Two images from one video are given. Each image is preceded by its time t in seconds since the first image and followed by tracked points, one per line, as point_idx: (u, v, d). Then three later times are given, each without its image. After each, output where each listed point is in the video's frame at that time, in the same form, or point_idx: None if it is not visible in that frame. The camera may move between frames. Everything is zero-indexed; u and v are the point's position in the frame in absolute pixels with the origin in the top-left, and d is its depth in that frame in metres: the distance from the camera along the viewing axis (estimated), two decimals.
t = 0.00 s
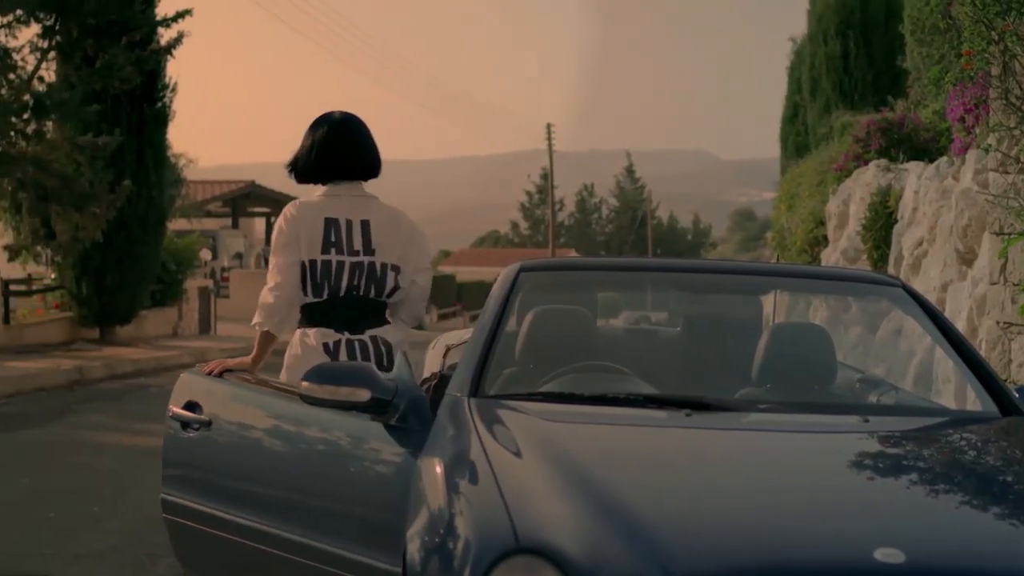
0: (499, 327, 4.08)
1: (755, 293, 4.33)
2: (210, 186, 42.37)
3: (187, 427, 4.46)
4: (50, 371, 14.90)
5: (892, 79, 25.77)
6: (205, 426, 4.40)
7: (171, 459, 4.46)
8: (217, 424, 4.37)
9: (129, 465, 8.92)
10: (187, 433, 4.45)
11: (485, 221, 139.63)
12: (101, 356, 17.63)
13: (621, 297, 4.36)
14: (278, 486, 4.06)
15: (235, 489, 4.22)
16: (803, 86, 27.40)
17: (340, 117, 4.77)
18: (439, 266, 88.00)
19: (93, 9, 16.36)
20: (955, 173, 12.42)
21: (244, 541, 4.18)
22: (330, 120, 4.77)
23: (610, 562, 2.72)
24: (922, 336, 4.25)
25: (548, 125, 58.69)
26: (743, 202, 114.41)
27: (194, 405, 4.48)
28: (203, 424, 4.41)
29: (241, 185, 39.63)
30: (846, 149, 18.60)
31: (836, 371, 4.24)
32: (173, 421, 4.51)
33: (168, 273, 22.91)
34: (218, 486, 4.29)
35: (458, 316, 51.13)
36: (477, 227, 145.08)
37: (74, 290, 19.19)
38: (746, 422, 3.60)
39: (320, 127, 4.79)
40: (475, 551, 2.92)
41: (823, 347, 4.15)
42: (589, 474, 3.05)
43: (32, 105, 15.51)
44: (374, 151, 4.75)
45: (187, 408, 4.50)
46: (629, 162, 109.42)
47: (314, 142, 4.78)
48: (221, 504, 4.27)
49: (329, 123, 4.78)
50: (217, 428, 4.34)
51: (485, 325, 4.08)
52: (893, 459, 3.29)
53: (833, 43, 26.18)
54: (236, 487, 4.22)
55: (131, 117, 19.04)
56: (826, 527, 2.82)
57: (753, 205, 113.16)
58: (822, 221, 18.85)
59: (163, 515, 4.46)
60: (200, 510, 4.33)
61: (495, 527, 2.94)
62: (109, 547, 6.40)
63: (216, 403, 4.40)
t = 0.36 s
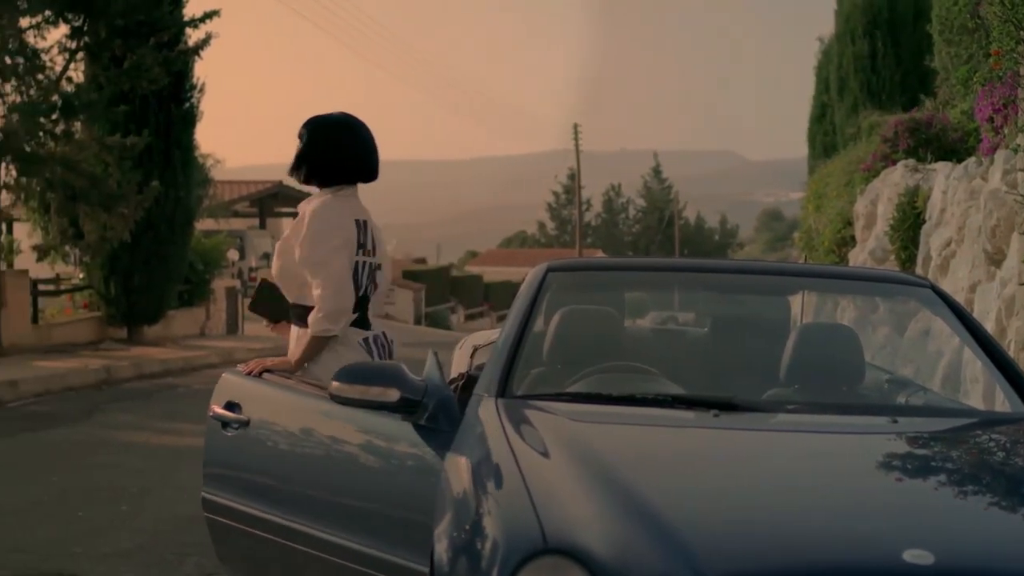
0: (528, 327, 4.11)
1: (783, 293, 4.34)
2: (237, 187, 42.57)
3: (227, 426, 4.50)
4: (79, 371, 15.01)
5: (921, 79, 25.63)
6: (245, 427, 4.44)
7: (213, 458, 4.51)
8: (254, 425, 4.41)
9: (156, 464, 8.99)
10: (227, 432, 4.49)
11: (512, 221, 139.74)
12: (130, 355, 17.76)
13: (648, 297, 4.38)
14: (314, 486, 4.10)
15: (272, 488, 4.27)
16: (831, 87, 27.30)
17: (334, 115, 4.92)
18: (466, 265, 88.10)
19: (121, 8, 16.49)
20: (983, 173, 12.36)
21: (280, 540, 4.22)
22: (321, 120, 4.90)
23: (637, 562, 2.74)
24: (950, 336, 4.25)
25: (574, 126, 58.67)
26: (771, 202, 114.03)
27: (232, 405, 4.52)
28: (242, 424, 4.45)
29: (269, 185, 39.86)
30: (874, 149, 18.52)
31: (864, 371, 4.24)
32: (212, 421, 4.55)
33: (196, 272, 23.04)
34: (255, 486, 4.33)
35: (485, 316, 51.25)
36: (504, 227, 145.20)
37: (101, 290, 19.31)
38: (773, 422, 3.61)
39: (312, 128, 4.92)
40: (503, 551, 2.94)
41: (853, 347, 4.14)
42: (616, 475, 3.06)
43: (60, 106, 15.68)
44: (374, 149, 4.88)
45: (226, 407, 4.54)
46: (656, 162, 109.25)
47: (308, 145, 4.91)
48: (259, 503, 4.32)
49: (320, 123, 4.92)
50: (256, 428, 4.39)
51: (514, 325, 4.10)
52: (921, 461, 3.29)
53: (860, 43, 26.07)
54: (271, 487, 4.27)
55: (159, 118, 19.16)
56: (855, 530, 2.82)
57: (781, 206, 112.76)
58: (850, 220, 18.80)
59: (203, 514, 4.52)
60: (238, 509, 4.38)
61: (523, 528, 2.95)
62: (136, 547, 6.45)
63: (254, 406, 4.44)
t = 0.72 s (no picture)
0: (555, 326, 4.13)
1: (812, 293, 4.33)
2: (265, 187, 42.75)
3: (275, 425, 4.57)
4: (108, 370, 15.12)
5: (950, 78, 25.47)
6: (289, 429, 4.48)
7: (261, 457, 4.59)
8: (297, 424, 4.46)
9: (186, 463, 9.06)
10: (273, 431, 4.57)
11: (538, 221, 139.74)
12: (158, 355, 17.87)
13: (676, 298, 4.39)
14: (349, 483, 4.13)
15: (311, 486, 4.30)
16: (860, 87, 27.17)
17: (344, 111, 5.14)
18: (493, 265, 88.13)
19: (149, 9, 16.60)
20: (1012, 173, 12.28)
21: (317, 539, 4.25)
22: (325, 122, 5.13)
23: (664, 563, 2.75)
24: (979, 337, 4.24)
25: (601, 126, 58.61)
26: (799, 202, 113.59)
27: (279, 404, 4.60)
28: (288, 422, 4.51)
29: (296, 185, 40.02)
30: (903, 149, 18.43)
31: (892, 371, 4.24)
32: (264, 419, 4.63)
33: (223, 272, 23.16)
34: (297, 485, 4.37)
35: (512, 316, 51.33)
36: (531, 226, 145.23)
37: (130, 290, 19.44)
38: (802, 422, 3.61)
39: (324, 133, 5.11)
40: (531, 551, 2.95)
41: (881, 347, 4.14)
42: (644, 476, 3.07)
43: (89, 105, 15.84)
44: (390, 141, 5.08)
45: (275, 406, 4.62)
46: (683, 162, 109.02)
47: (343, 146, 5.06)
48: (300, 501, 4.37)
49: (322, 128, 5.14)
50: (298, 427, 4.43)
51: (541, 324, 4.13)
52: (949, 461, 3.29)
53: (889, 42, 25.93)
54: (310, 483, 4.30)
55: (187, 117, 19.26)
56: (883, 530, 2.83)
57: (808, 206, 112.31)
58: (878, 221, 18.73)
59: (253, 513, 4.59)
60: (281, 506, 4.44)
61: (551, 528, 2.97)
62: (164, 546, 6.49)
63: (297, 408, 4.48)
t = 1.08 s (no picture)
0: (567, 326, 4.13)
1: (823, 293, 4.33)
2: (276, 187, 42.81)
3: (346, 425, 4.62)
4: (120, 369, 15.14)
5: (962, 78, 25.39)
6: (364, 437, 4.48)
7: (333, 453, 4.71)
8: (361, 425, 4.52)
9: (199, 463, 9.08)
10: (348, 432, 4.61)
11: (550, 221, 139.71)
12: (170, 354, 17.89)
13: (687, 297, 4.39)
14: (397, 481, 4.18)
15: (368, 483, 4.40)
16: (872, 87, 27.11)
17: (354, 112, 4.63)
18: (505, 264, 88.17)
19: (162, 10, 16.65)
20: None
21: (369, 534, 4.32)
22: (342, 122, 4.58)
23: (676, 563, 2.74)
24: (991, 336, 4.23)
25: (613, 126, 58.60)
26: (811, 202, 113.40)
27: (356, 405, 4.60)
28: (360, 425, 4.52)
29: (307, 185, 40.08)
30: (915, 149, 18.38)
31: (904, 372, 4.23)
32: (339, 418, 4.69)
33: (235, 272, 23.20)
34: (354, 480, 4.51)
35: (523, 316, 51.36)
36: (542, 226, 145.23)
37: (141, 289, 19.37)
38: (813, 422, 3.61)
39: (346, 136, 4.58)
40: (543, 551, 2.95)
41: (892, 345, 4.15)
42: (656, 476, 3.08)
43: (102, 105, 15.96)
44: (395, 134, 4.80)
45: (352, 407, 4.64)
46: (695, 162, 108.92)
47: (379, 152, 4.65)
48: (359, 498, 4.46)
49: (335, 127, 4.58)
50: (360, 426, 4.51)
51: (552, 325, 4.13)
52: (962, 462, 3.29)
53: (901, 41, 25.85)
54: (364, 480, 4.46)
55: (198, 117, 19.30)
56: (895, 530, 2.83)
57: (820, 206, 112.11)
58: (890, 220, 18.70)
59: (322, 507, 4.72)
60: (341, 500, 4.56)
61: (563, 527, 2.97)
62: (175, 546, 6.50)
63: (376, 415, 4.44)
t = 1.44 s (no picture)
0: (566, 327, 4.16)
1: (821, 293, 4.34)
2: (274, 188, 42.81)
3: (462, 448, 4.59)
4: (118, 369, 15.12)
5: (960, 77, 25.38)
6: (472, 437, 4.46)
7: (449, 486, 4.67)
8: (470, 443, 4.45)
9: (199, 463, 9.07)
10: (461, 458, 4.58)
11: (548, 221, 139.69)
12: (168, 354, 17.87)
13: (684, 297, 4.40)
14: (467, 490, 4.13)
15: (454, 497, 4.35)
16: (871, 87, 27.10)
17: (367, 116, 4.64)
18: (503, 264, 88.12)
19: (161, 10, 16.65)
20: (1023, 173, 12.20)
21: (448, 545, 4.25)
22: (358, 122, 4.60)
23: (674, 562, 2.74)
24: (989, 337, 4.23)
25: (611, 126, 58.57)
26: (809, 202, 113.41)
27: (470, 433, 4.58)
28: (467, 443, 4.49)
29: (305, 185, 39.94)
30: (913, 148, 18.37)
31: (902, 373, 4.24)
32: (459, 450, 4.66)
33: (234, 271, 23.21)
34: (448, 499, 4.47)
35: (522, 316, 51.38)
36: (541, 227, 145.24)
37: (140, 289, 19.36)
38: (811, 422, 3.62)
39: (363, 136, 4.60)
40: (541, 550, 2.95)
41: (890, 344, 4.15)
42: (655, 475, 3.07)
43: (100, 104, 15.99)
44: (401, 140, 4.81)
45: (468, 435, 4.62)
46: (693, 163, 108.83)
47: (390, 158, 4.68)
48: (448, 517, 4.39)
49: (350, 128, 4.60)
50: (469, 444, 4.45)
51: (551, 325, 4.15)
52: (959, 462, 3.29)
53: (899, 42, 25.82)
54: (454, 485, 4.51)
55: (197, 117, 19.30)
56: (895, 530, 2.83)
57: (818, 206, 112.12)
58: (889, 220, 18.69)
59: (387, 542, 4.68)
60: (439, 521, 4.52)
61: (562, 527, 2.97)
62: (175, 546, 6.50)
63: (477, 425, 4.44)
